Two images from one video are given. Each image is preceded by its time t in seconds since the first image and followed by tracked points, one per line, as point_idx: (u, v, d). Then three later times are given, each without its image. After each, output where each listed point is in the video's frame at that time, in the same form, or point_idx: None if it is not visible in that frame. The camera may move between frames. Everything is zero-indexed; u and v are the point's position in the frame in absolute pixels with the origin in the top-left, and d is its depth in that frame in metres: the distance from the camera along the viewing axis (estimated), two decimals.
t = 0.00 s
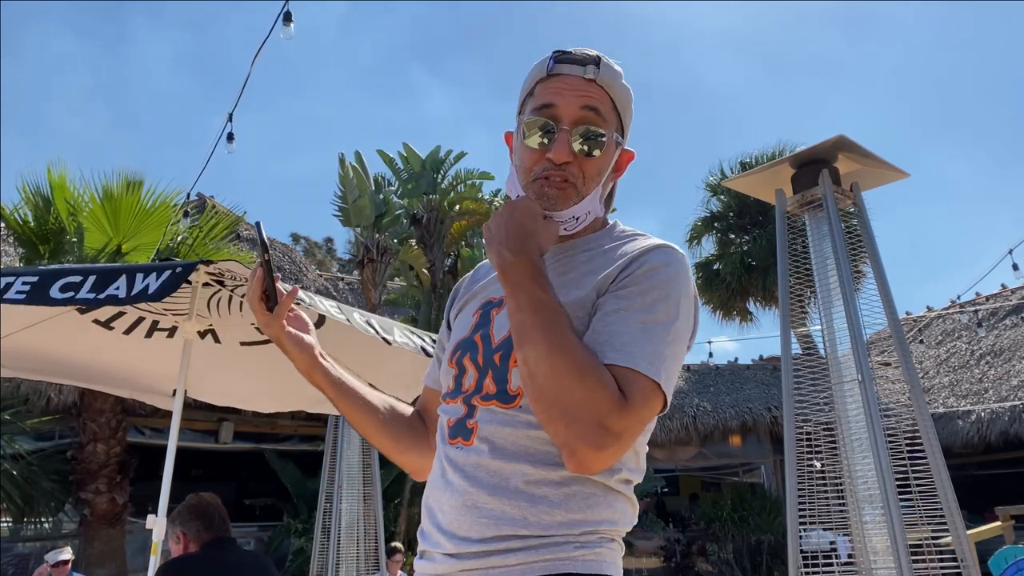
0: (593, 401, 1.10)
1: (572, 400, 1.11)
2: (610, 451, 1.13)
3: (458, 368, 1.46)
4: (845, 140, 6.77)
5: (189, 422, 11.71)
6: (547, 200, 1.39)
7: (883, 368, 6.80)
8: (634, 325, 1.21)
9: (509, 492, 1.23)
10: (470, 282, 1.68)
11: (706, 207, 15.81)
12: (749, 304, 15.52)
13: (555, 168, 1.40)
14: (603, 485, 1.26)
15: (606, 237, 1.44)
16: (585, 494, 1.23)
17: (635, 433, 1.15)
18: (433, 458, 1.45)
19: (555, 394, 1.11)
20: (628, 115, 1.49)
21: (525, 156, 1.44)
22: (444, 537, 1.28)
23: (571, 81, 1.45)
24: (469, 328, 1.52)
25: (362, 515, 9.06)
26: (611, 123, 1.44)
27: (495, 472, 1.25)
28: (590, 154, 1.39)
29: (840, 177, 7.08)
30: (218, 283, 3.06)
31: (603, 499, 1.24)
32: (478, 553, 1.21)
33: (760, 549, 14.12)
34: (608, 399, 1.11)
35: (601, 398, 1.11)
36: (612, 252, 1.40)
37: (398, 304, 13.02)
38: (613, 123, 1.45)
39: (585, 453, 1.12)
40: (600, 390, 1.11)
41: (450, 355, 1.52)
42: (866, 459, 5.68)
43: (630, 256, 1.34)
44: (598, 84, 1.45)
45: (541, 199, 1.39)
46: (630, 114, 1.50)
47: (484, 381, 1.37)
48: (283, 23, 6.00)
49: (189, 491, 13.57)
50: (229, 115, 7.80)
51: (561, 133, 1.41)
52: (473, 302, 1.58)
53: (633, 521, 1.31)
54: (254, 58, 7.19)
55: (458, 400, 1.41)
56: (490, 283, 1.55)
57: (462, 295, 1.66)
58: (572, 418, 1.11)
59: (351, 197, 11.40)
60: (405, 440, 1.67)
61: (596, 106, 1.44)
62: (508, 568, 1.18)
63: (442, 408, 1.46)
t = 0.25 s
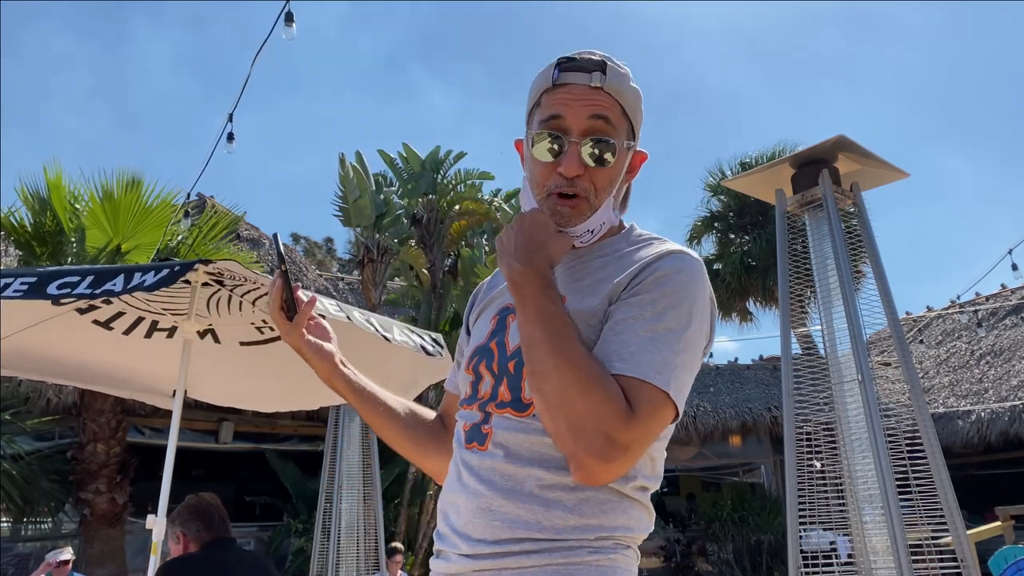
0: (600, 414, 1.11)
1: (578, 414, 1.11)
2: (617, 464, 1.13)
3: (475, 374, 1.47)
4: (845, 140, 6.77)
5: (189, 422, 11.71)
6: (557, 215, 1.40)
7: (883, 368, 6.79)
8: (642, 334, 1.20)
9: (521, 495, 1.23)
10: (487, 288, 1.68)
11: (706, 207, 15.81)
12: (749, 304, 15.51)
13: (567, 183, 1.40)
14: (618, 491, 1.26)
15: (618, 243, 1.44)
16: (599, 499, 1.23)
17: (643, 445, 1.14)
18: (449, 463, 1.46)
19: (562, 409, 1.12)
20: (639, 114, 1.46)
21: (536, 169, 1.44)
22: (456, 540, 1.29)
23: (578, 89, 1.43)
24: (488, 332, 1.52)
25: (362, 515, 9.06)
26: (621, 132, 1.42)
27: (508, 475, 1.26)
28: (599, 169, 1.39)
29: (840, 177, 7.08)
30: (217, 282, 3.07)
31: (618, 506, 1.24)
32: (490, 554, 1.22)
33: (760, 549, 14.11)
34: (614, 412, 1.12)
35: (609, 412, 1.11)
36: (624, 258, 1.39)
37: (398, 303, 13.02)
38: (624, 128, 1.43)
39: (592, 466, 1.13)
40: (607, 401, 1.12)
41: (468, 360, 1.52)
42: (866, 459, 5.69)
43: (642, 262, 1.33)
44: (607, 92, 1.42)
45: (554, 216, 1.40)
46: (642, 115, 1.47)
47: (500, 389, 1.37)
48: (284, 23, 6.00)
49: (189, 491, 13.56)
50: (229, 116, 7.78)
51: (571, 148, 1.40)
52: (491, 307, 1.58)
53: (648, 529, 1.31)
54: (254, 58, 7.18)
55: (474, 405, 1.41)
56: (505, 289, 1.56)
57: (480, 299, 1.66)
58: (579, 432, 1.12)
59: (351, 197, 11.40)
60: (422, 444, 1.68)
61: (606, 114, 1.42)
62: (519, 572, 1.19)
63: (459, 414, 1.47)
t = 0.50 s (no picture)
0: (600, 441, 1.11)
1: (578, 440, 1.12)
2: (619, 491, 1.13)
3: (486, 385, 1.47)
4: (844, 140, 6.77)
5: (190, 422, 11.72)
6: (565, 225, 1.40)
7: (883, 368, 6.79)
8: (646, 356, 1.20)
9: (528, 504, 1.24)
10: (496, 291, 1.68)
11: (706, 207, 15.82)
12: (749, 304, 15.51)
13: (575, 193, 1.40)
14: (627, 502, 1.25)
15: (625, 250, 1.43)
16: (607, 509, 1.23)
17: (647, 470, 1.14)
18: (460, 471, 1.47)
19: (563, 435, 1.13)
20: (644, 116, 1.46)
21: (542, 178, 1.43)
22: (465, 547, 1.30)
23: (582, 95, 1.41)
24: (497, 340, 1.52)
25: (362, 515, 9.06)
26: (626, 137, 1.42)
27: (516, 485, 1.27)
28: (607, 176, 1.38)
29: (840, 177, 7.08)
30: (217, 282, 3.07)
31: (627, 516, 1.24)
32: (497, 562, 1.23)
33: (760, 549, 14.11)
34: (615, 439, 1.12)
35: (609, 439, 1.11)
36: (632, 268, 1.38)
37: (399, 304, 13.02)
38: (631, 132, 1.43)
39: (593, 492, 1.13)
40: (608, 429, 1.12)
41: (478, 370, 1.53)
42: (866, 459, 5.69)
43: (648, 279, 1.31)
44: (611, 96, 1.41)
45: (563, 226, 1.40)
46: (647, 117, 1.47)
47: (507, 402, 1.38)
48: (283, 23, 6.01)
49: (190, 491, 13.57)
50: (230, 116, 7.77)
51: (577, 155, 1.39)
52: (500, 314, 1.58)
53: (658, 538, 1.31)
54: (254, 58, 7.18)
55: (485, 417, 1.42)
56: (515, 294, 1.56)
57: (490, 305, 1.66)
58: (580, 459, 1.12)
59: (351, 197, 11.40)
60: (440, 445, 1.70)
61: (611, 121, 1.41)
62: None
63: (471, 424, 1.48)
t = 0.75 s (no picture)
0: (593, 446, 1.11)
1: (571, 445, 1.12)
2: (613, 498, 1.13)
3: (488, 388, 1.47)
4: (845, 140, 6.76)
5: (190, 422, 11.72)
6: (566, 223, 1.40)
7: (883, 367, 6.79)
8: (642, 360, 1.20)
9: (528, 507, 1.24)
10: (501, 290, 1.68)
11: (706, 207, 15.81)
12: (749, 304, 15.51)
13: (574, 190, 1.39)
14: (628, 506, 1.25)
15: (628, 250, 1.43)
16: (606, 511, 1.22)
17: (640, 477, 1.14)
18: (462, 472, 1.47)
19: (557, 441, 1.12)
20: (646, 112, 1.45)
21: (542, 176, 1.43)
22: (465, 548, 1.30)
23: (583, 92, 1.41)
24: (501, 340, 1.52)
25: (362, 515, 9.07)
26: (627, 135, 1.41)
27: (517, 487, 1.27)
28: (607, 173, 1.38)
29: (841, 177, 7.07)
30: (217, 282, 3.08)
31: (626, 519, 1.24)
32: (497, 564, 1.23)
33: (760, 549, 14.11)
34: (607, 444, 1.12)
35: (602, 444, 1.11)
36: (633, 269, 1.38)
37: (399, 303, 13.02)
38: (632, 130, 1.43)
39: (585, 498, 1.13)
40: (600, 433, 1.12)
41: (482, 369, 1.53)
42: (866, 459, 5.68)
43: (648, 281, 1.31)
44: (611, 93, 1.41)
45: (564, 224, 1.40)
46: (650, 114, 1.46)
47: (508, 404, 1.37)
48: (283, 23, 6.00)
49: (189, 492, 13.57)
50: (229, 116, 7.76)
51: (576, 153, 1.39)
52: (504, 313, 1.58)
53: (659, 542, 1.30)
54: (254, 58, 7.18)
55: (486, 417, 1.42)
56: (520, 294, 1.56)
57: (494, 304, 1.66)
58: (573, 464, 1.12)
59: (351, 197, 11.40)
60: (445, 438, 1.70)
61: (612, 119, 1.41)
62: None
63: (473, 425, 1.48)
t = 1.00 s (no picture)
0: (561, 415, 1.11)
1: (540, 416, 1.12)
2: (586, 467, 1.12)
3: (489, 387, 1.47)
4: (845, 140, 6.76)
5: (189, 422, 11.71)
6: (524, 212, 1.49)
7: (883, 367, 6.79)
8: (625, 337, 1.20)
9: (530, 504, 1.24)
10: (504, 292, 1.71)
11: (706, 207, 15.81)
12: (749, 304, 15.51)
13: (518, 179, 1.48)
14: (630, 502, 1.25)
15: (623, 241, 1.44)
16: (608, 508, 1.22)
17: (616, 447, 1.13)
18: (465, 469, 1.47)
19: (525, 411, 1.13)
20: (587, 90, 1.48)
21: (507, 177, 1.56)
22: (469, 548, 1.30)
23: (520, 93, 1.53)
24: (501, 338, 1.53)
25: (362, 515, 9.07)
26: (561, 113, 1.47)
27: (520, 485, 1.27)
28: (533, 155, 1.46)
29: (840, 177, 7.07)
30: (217, 282, 3.09)
31: (628, 516, 1.23)
32: (502, 564, 1.23)
33: (760, 549, 14.11)
34: (577, 412, 1.11)
35: (572, 413, 1.11)
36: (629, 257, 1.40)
37: (398, 303, 13.01)
38: (564, 110, 1.48)
39: (559, 469, 1.12)
40: (569, 402, 1.11)
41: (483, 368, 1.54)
42: (867, 459, 5.68)
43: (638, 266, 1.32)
44: (540, 86, 1.50)
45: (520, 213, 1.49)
46: (592, 90, 1.49)
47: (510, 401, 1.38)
48: (283, 23, 6.00)
49: (189, 492, 13.56)
50: (230, 117, 7.74)
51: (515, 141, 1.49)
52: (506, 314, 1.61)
53: (663, 538, 1.30)
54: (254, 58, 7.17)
55: (487, 415, 1.42)
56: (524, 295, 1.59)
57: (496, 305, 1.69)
58: (541, 433, 1.12)
59: (350, 197, 11.40)
60: (443, 441, 1.70)
61: (540, 106, 1.48)
62: None
63: (474, 424, 1.48)
